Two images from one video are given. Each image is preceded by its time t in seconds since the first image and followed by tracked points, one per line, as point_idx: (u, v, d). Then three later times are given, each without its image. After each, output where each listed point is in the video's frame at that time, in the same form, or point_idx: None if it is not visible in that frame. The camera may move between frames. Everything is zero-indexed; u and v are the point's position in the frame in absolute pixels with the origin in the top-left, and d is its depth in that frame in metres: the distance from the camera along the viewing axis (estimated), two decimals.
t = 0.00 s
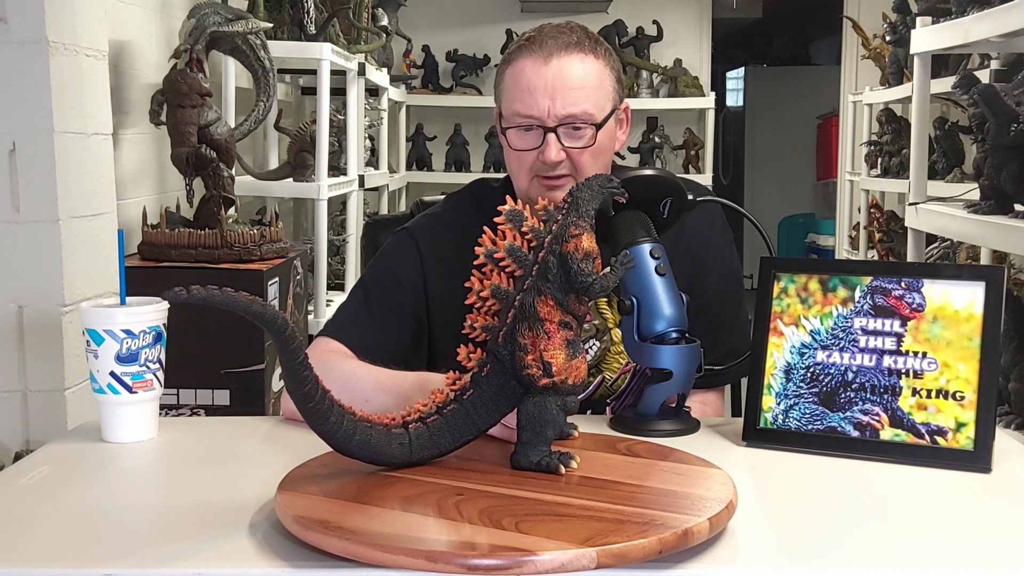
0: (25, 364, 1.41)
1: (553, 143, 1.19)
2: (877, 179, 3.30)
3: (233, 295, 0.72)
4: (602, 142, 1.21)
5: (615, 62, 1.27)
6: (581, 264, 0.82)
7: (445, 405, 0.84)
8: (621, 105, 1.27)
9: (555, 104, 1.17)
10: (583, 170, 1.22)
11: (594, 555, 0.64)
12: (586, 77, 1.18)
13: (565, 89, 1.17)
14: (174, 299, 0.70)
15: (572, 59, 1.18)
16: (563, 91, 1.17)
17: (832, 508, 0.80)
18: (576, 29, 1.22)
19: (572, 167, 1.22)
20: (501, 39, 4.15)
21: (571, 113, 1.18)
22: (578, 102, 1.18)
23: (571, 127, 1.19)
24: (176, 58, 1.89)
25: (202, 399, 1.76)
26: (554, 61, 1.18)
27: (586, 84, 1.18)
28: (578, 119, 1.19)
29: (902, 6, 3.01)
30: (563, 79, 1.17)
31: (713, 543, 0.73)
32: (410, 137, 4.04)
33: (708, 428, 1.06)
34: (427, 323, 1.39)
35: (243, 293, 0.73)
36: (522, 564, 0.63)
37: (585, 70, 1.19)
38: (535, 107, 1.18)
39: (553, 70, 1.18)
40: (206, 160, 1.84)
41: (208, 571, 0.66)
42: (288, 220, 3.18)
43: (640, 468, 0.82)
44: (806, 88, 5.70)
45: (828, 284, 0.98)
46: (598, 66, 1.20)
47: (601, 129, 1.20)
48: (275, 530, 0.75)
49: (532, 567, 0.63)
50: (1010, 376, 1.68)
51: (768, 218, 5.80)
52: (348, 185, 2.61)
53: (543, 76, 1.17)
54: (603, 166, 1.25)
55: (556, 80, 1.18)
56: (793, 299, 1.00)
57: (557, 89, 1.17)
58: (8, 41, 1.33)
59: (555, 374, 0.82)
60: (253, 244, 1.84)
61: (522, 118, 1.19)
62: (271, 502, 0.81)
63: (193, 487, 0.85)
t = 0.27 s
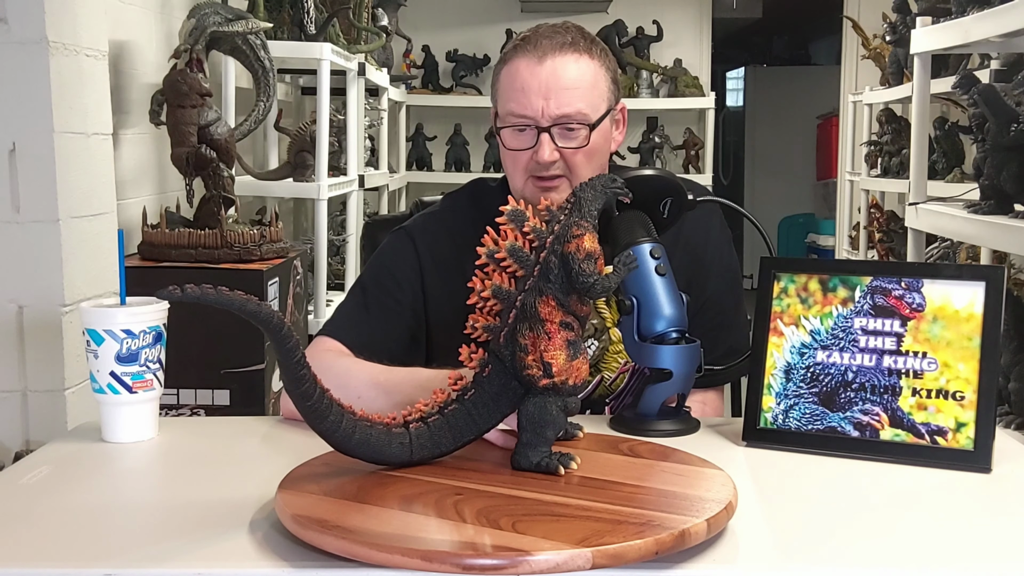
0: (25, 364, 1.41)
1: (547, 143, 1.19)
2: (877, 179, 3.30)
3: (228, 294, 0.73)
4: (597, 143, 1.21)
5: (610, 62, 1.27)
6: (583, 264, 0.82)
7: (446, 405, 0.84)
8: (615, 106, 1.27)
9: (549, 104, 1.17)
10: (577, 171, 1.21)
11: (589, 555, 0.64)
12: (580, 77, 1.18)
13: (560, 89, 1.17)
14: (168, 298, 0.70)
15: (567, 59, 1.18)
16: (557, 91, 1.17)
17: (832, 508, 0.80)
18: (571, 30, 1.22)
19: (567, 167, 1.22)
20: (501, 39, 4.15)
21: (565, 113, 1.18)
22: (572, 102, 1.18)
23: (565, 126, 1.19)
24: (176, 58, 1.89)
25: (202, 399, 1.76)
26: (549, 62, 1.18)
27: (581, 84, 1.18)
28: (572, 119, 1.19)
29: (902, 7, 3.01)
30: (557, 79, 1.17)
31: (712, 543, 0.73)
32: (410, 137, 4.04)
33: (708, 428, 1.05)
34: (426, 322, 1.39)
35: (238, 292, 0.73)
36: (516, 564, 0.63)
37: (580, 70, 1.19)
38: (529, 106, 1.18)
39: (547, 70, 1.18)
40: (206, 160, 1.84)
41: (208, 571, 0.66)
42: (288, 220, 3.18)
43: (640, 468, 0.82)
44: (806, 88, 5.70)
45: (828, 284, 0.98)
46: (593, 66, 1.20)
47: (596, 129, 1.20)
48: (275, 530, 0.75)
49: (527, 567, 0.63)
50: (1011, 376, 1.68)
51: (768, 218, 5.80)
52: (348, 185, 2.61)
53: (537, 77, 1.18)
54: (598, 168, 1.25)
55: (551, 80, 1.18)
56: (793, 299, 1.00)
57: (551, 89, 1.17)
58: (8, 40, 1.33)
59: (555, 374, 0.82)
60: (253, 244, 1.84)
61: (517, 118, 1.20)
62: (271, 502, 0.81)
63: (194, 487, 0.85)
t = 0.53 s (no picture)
0: (25, 364, 1.41)
1: (548, 141, 1.19)
2: (877, 179, 3.30)
3: (224, 292, 0.73)
4: (597, 141, 1.21)
5: (610, 60, 1.27)
6: (587, 265, 0.82)
7: (451, 405, 0.84)
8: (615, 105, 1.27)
9: (549, 102, 1.17)
10: (578, 170, 1.21)
11: (570, 557, 0.63)
12: (580, 74, 1.18)
13: (560, 87, 1.17)
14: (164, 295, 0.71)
15: (567, 57, 1.18)
16: (557, 88, 1.17)
17: (832, 508, 0.80)
18: (571, 28, 1.22)
19: (568, 166, 1.21)
20: (501, 39, 4.15)
21: (566, 111, 1.18)
22: (571, 100, 1.17)
23: (566, 124, 1.19)
24: (176, 58, 1.89)
25: (202, 399, 1.76)
26: (549, 59, 1.18)
27: (581, 81, 1.18)
28: (573, 117, 1.19)
29: (902, 7, 3.01)
30: (557, 77, 1.17)
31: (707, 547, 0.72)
32: (410, 137, 4.04)
33: (708, 428, 1.05)
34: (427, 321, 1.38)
35: (233, 290, 0.73)
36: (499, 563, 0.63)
37: (580, 68, 1.18)
38: (530, 105, 1.18)
39: (547, 68, 1.18)
40: (206, 160, 1.84)
41: (208, 571, 0.66)
42: (288, 220, 3.18)
43: (641, 471, 0.82)
44: (806, 88, 5.70)
45: (828, 284, 0.98)
46: (593, 63, 1.20)
47: (596, 127, 1.20)
48: (276, 530, 0.75)
49: (508, 567, 0.63)
50: (1011, 376, 1.68)
51: (767, 218, 5.80)
52: (348, 185, 2.61)
53: (538, 75, 1.17)
54: (600, 166, 1.24)
55: (550, 78, 1.17)
56: (793, 299, 1.00)
57: (551, 87, 1.17)
58: (8, 40, 1.33)
59: (558, 375, 0.82)
60: (253, 244, 1.84)
61: (518, 116, 1.20)
62: (271, 502, 0.81)
63: (195, 487, 0.85)
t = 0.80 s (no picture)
0: (24, 364, 1.41)
1: (549, 138, 1.19)
2: (877, 179, 3.30)
3: (218, 285, 0.76)
4: (597, 137, 1.21)
5: (610, 58, 1.27)
6: (597, 267, 0.81)
7: (464, 403, 0.85)
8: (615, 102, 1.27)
9: (550, 98, 1.17)
10: (579, 166, 1.21)
11: (519, 562, 0.63)
12: (579, 71, 1.18)
13: (560, 84, 1.17)
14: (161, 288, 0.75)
15: (567, 54, 1.18)
16: (558, 85, 1.17)
17: (830, 509, 0.80)
18: (570, 26, 1.22)
19: (569, 163, 1.21)
20: (501, 39, 4.15)
21: (566, 108, 1.18)
22: (572, 96, 1.17)
23: (567, 121, 1.19)
24: (176, 58, 1.89)
25: (202, 399, 1.77)
26: (549, 57, 1.18)
27: (581, 78, 1.18)
28: (573, 114, 1.19)
29: (902, 7, 3.01)
30: (557, 73, 1.17)
31: (690, 559, 0.70)
32: (410, 137, 4.04)
33: (708, 428, 1.05)
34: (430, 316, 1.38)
35: (225, 284, 0.76)
36: (447, 564, 0.63)
37: (580, 65, 1.18)
38: (531, 102, 1.18)
39: (547, 65, 1.18)
40: (206, 160, 1.84)
41: (208, 571, 0.66)
42: (288, 219, 3.18)
43: (641, 477, 0.79)
44: (806, 88, 5.70)
45: (828, 284, 0.98)
46: (593, 60, 1.20)
47: (596, 124, 1.20)
48: (276, 530, 0.75)
49: (456, 567, 0.63)
50: (1011, 376, 1.68)
51: (767, 219, 5.80)
52: (348, 185, 2.61)
53: (538, 72, 1.18)
54: (600, 163, 1.24)
55: (551, 75, 1.17)
56: (793, 299, 1.00)
57: (552, 84, 1.17)
58: (8, 40, 1.33)
59: (562, 377, 0.81)
60: (253, 243, 1.84)
61: (519, 113, 1.20)
62: (271, 502, 0.81)
63: (195, 486, 0.85)
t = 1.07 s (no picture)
0: (24, 364, 1.41)
1: (558, 138, 1.20)
2: (877, 179, 3.29)
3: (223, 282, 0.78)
4: (606, 141, 1.22)
5: (620, 62, 1.26)
6: (605, 270, 0.79)
7: (475, 401, 0.86)
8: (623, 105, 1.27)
9: (560, 100, 1.18)
10: (585, 169, 1.22)
11: (481, 561, 0.63)
12: (591, 73, 1.18)
13: (571, 86, 1.17)
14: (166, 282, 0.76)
15: (579, 55, 1.18)
16: (569, 87, 1.17)
17: (830, 509, 0.80)
18: (582, 27, 1.22)
19: (575, 165, 1.22)
20: (501, 39, 4.15)
21: (576, 109, 1.18)
22: (582, 99, 1.18)
23: (576, 124, 1.19)
24: (176, 58, 1.89)
25: (202, 399, 1.77)
26: (561, 57, 1.18)
27: (592, 80, 1.18)
28: (583, 116, 1.19)
29: (902, 7, 3.01)
30: (569, 75, 1.17)
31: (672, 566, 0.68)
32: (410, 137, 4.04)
33: (708, 428, 1.05)
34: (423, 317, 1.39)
35: (230, 280, 0.78)
36: (411, 560, 0.64)
37: (591, 66, 1.18)
38: (541, 102, 1.18)
39: (559, 66, 1.17)
40: (206, 160, 1.84)
41: (208, 571, 0.66)
42: (288, 219, 3.18)
43: (638, 482, 0.78)
44: (806, 88, 5.69)
45: (828, 284, 0.98)
46: (604, 64, 1.20)
47: (606, 126, 1.21)
48: (276, 530, 0.75)
49: (420, 564, 0.64)
50: (1011, 376, 1.68)
51: (767, 218, 5.80)
52: (348, 185, 2.61)
53: (550, 73, 1.17)
54: (606, 165, 1.25)
55: (562, 77, 1.17)
56: (793, 299, 1.00)
57: (563, 86, 1.17)
58: (8, 40, 1.33)
59: (566, 379, 0.81)
60: (253, 244, 1.84)
61: (528, 113, 1.20)
62: (271, 502, 0.81)
63: (194, 486, 0.85)
